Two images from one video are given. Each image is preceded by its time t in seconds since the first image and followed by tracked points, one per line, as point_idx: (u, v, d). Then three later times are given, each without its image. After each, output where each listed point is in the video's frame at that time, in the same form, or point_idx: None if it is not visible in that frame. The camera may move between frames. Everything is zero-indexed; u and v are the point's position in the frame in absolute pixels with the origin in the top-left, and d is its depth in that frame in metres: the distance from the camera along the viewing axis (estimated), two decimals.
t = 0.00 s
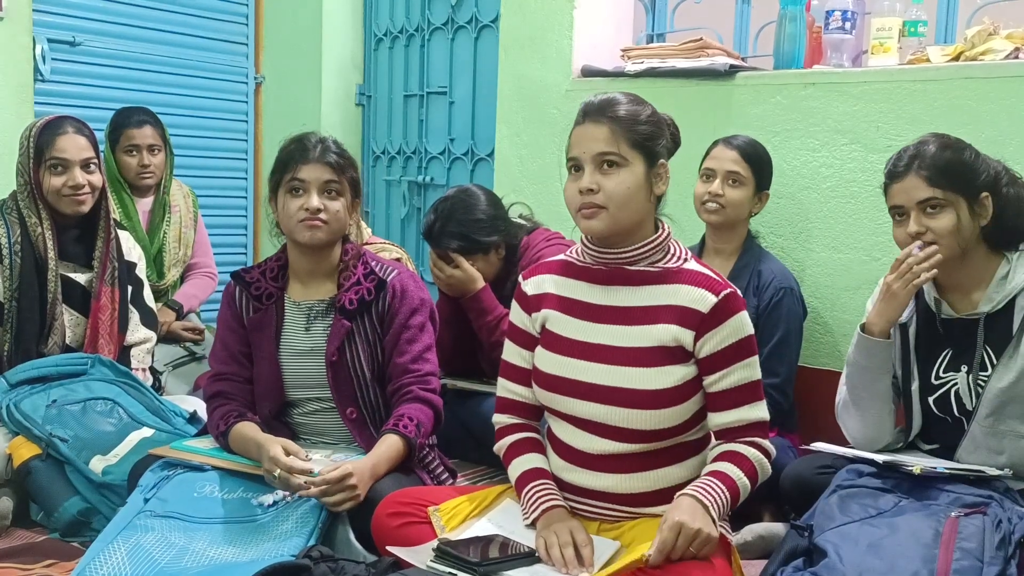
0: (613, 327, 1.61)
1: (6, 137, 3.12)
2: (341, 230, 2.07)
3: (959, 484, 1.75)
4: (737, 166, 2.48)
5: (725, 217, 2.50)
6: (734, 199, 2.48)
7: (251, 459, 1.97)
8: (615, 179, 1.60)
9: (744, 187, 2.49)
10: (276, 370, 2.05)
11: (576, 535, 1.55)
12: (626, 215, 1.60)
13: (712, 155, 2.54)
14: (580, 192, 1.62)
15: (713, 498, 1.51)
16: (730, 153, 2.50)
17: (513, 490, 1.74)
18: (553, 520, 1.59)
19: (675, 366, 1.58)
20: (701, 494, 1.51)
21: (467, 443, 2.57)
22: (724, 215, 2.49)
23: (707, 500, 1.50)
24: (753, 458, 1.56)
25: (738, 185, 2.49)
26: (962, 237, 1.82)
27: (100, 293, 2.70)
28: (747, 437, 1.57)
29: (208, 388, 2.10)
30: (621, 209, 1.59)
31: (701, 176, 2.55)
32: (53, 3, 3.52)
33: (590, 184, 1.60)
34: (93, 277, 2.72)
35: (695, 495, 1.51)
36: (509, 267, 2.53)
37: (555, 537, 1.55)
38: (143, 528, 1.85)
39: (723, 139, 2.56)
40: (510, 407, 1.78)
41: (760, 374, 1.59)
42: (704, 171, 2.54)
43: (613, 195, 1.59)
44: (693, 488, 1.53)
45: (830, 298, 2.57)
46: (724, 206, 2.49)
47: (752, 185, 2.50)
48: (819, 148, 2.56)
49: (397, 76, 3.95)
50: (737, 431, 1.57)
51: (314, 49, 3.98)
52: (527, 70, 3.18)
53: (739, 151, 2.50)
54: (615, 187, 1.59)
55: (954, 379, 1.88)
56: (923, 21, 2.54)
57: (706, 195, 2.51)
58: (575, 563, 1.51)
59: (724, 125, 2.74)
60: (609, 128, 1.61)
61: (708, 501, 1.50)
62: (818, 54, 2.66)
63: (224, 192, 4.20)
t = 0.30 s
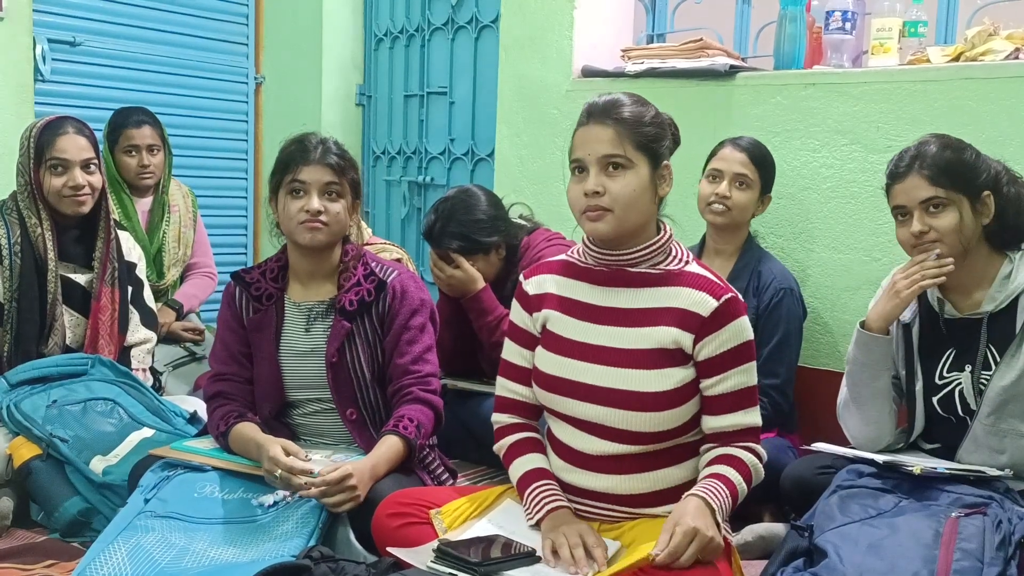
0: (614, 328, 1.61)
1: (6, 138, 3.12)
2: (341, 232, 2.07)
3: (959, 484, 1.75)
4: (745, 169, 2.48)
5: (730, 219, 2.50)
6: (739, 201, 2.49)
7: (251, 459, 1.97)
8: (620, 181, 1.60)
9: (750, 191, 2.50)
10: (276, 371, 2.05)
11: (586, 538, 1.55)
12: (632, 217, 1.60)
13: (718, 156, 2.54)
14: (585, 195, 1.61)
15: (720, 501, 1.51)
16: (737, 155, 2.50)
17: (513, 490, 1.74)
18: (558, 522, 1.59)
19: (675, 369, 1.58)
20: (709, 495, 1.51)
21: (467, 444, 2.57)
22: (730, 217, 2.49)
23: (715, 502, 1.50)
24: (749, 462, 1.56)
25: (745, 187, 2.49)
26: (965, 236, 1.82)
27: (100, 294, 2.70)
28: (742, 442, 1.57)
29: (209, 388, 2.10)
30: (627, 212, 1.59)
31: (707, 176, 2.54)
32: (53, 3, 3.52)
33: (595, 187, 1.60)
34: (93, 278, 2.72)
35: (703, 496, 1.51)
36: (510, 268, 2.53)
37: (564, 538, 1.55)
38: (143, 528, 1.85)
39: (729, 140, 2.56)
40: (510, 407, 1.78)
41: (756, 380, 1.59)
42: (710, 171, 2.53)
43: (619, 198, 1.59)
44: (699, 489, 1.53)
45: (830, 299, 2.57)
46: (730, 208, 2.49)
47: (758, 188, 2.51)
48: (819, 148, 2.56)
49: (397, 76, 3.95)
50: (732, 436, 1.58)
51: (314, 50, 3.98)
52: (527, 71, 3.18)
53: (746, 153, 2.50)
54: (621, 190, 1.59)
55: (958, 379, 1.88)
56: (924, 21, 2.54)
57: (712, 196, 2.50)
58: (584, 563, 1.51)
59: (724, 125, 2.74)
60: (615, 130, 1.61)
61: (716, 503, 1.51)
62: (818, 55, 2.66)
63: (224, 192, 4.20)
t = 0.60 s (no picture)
0: (614, 329, 1.61)
1: (6, 139, 3.12)
2: (342, 233, 2.08)
3: (959, 485, 1.75)
4: (749, 171, 2.48)
5: (733, 221, 2.50)
6: (743, 202, 2.49)
7: (251, 459, 1.97)
8: (622, 184, 1.60)
9: (755, 192, 2.50)
10: (276, 372, 2.05)
11: (586, 539, 1.55)
12: (634, 220, 1.60)
13: (722, 157, 2.53)
14: (587, 198, 1.61)
15: (721, 499, 1.51)
16: (742, 156, 2.50)
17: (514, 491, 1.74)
18: (559, 524, 1.59)
19: (675, 369, 1.58)
20: (710, 493, 1.51)
21: (467, 444, 2.57)
22: (733, 218, 2.50)
23: (716, 500, 1.51)
24: (749, 461, 1.56)
25: (749, 189, 2.49)
26: (971, 236, 1.82)
27: (99, 295, 2.71)
28: (743, 442, 1.58)
29: (209, 388, 2.10)
30: (629, 215, 1.59)
31: (711, 177, 2.53)
32: (53, 3, 3.52)
33: (597, 190, 1.60)
34: (92, 279, 2.73)
35: (703, 495, 1.51)
36: (510, 268, 2.53)
37: (565, 541, 1.55)
38: (144, 528, 1.85)
39: (733, 140, 2.56)
40: (510, 408, 1.78)
41: (758, 379, 1.59)
42: (714, 172, 2.53)
43: (621, 201, 1.59)
44: (699, 488, 1.53)
45: (830, 300, 2.57)
46: (734, 209, 2.49)
47: (762, 190, 2.51)
48: (819, 149, 2.56)
49: (397, 76, 3.95)
50: (731, 436, 1.58)
51: (314, 50, 3.98)
52: (527, 71, 3.18)
53: (749, 154, 2.50)
54: (623, 193, 1.59)
55: (959, 379, 1.88)
56: (924, 22, 2.54)
57: (717, 197, 2.50)
58: (584, 564, 1.51)
59: (724, 125, 2.74)
60: (617, 134, 1.61)
61: (717, 501, 1.51)
62: (818, 55, 2.66)
63: (224, 192, 4.20)
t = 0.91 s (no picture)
0: (615, 328, 1.61)
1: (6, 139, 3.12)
2: (342, 233, 2.08)
3: (960, 485, 1.75)
4: (750, 171, 2.48)
5: (734, 221, 2.50)
6: (745, 203, 2.48)
7: (251, 459, 1.97)
8: (622, 185, 1.60)
9: (756, 193, 2.50)
10: (276, 373, 2.05)
11: (585, 538, 1.55)
12: (635, 220, 1.60)
13: (723, 157, 2.53)
14: (587, 199, 1.61)
15: (722, 499, 1.51)
16: (743, 156, 2.49)
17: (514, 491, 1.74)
18: (559, 523, 1.59)
19: (676, 368, 1.58)
20: (711, 493, 1.51)
21: (468, 444, 2.57)
22: (734, 219, 2.49)
23: (718, 500, 1.50)
24: (750, 461, 1.56)
25: (751, 189, 2.49)
26: (965, 238, 1.82)
27: (98, 295, 2.70)
28: (743, 442, 1.57)
29: (209, 388, 2.10)
30: (629, 215, 1.59)
31: (712, 177, 2.53)
32: (54, 3, 3.52)
33: (598, 191, 1.60)
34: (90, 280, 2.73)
35: (704, 495, 1.51)
36: (510, 267, 2.53)
37: (564, 540, 1.55)
38: (143, 528, 1.85)
39: (735, 140, 2.56)
40: (510, 407, 1.78)
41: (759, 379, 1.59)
42: (715, 172, 2.53)
43: (621, 201, 1.59)
44: (701, 488, 1.52)
45: (831, 299, 2.57)
46: (735, 210, 2.49)
47: (763, 190, 2.51)
48: (819, 148, 2.56)
49: (397, 76, 3.95)
50: (732, 436, 1.58)
51: (314, 50, 3.98)
52: (527, 71, 3.18)
53: (751, 154, 2.50)
54: (624, 194, 1.59)
55: (959, 379, 1.87)
56: (924, 21, 2.54)
57: (718, 197, 2.50)
58: (583, 564, 1.51)
59: (724, 125, 2.74)
60: (617, 134, 1.61)
61: (719, 501, 1.50)
62: (818, 55, 2.66)
63: (224, 192, 4.20)
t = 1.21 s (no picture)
0: (615, 329, 1.61)
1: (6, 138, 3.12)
2: (342, 233, 2.07)
3: (960, 484, 1.75)
4: (747, 171, 2.48)
5: (733, 220, 2.50)
6: (743, 202, 2.48)
7: (251, 458, 1.96)
8: (621, 185, 1.60)
9: (753, 192, 2.50)
10: (276, 372, 2.05)
11: (585, 538, 1.56)
12: (634, 220, 1.60)
13: (721, 156, 2.53)
14: (587, 199, 1.61)
15: (723, 500, 1.50)
16: (741, 156, 2.49)
17: (515, 491, 1.74)
18: (559, 523, 1.59)
19: (677, 368, 1.58)
20: (713, 494, 1.51)
21: (468, 444, 2.57)
22: (733, 218, 2.49)
23: (720, 500, 1.50)
24: (752, 461, 1.56)
25: (748, 189, 2.49)
26: (966, 237, 1.82)
27: (98, 295, 2.70)
28: (745, 442, 1.57)
29: (209, 387, 2.10)
30: (629, 215, 1.59)
31: (710, 177, 2.53)
32: (54, 3, 3.52)
33: (597, 191, 1.60)
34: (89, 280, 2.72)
35: (706, 495, 1.51)
36: (511, 266, 2.53)
37: (564, 540, 1.55)
38: (144, 527, 1.85)
39: (734, 140, 2.55)
40: (511, 408, 1.78)
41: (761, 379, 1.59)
42: (713, 172, 2.53)
43: (621, 202, 1.59)
44: (704, 488, 1.52)
45: (831, 299, 2.57)
46: (733, 209, 2.49)
47: (761, 190, 2.51)
48: (819, 148, 2.56)
49: (397, 75, 3.95)
50: (734, 436, 1.58)
51: (314, 50, 3.98)
52: (527, 71, 3.18)
53: (749, 154, 2.49)
54: (623, 194, 1.59)
55: (959, 378, 1.88)
56: (924, 21, 2.54)
57: (716, 197, 2.50)
58: (584, 564, 1.51)
59: (724, 125, 2.74)
60: (616, 134, 1.61)
61: (721, 502, 1.50)
62: (818, 54, 2.66)
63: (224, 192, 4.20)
